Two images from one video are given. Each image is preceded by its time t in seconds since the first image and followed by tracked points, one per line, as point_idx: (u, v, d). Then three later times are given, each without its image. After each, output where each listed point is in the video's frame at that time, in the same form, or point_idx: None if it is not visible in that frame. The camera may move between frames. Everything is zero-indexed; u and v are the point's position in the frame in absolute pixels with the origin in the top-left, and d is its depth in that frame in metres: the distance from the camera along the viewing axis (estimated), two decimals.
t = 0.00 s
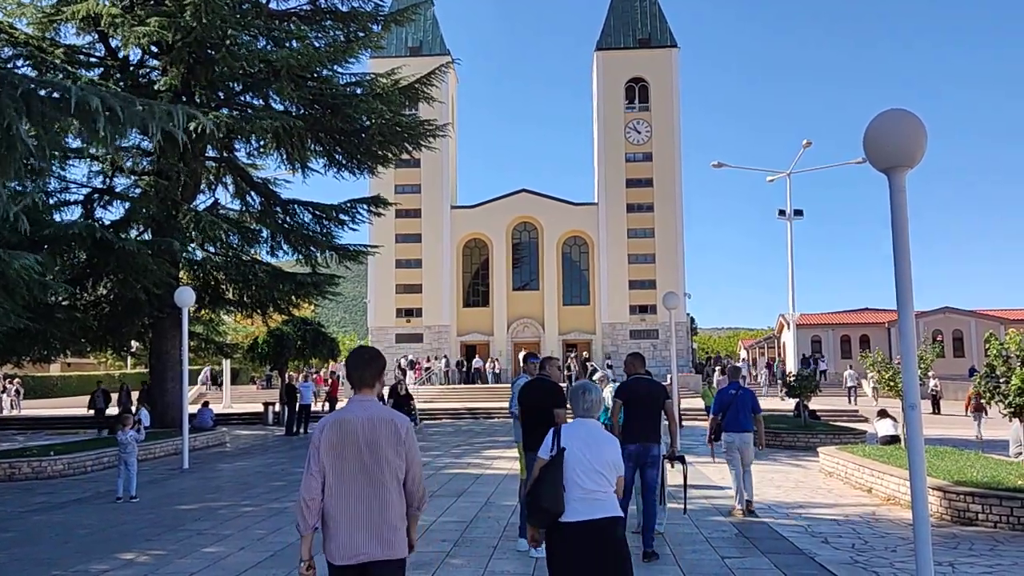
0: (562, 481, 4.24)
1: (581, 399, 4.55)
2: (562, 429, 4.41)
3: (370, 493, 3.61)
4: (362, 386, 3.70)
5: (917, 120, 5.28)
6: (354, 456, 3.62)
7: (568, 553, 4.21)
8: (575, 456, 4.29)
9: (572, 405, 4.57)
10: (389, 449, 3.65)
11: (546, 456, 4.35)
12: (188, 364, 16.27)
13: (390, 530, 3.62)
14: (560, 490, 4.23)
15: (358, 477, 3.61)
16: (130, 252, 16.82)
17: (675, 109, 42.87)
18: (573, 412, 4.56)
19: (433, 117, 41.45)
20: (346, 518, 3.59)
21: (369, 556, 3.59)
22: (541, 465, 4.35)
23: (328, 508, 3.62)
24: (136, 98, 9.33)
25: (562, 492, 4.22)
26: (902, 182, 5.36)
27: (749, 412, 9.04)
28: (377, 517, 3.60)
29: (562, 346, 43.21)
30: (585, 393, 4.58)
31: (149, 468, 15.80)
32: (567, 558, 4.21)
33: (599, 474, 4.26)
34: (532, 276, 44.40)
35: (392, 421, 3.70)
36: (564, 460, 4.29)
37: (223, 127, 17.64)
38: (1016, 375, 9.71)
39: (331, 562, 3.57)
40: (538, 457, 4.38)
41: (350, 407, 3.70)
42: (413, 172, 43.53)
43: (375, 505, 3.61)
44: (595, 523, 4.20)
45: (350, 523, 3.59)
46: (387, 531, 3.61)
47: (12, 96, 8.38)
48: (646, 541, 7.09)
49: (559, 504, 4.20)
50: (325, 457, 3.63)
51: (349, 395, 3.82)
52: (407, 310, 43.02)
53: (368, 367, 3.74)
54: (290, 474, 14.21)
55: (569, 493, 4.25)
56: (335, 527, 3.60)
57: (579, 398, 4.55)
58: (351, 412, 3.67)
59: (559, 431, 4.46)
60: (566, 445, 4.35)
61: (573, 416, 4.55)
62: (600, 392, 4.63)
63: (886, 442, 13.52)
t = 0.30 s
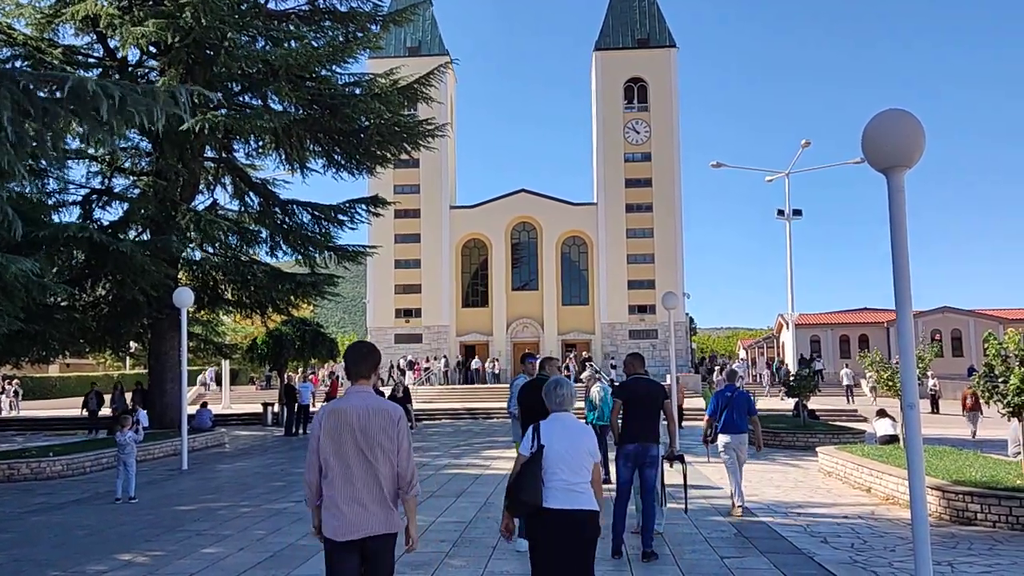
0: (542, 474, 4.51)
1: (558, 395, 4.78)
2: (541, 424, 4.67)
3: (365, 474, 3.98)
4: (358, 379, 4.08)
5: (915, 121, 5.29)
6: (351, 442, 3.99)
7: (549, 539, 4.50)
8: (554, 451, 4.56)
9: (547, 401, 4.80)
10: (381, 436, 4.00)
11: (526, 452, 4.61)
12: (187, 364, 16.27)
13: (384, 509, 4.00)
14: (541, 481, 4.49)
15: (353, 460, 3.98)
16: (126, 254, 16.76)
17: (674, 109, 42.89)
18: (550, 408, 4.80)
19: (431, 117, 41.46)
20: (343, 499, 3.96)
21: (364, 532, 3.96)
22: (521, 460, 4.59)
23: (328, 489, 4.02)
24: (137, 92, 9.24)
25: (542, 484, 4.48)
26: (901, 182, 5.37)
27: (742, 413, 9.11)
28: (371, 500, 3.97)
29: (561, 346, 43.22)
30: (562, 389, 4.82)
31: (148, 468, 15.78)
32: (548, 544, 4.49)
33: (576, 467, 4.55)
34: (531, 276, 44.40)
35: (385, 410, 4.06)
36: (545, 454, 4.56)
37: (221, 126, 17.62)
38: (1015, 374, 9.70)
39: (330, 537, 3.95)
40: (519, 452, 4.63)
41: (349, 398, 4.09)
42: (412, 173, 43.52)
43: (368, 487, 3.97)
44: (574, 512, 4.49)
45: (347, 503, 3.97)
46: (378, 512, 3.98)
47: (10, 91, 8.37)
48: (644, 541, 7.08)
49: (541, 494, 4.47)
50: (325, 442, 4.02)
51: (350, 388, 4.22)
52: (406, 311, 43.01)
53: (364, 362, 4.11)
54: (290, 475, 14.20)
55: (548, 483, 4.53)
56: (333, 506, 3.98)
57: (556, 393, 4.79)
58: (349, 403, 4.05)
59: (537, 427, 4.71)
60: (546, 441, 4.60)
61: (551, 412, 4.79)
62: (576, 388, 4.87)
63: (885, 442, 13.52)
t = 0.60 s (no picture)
0: (529, 468, 4.66)
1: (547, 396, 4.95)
2: (530, 424, 4.84)
3: (368, 474, 4.11)
4: (365, 383, 4.22)
5: (914, 121, 5.29)
6: (355, 443, 4.13)
7: (537, 531, 4.63)
8: (540, 447, 4.74)
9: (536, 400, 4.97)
10: (384, 439, 4.13)
11: (514, 449, 4.79)
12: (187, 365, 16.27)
13: (385, 509, 4.12)
14: (527, 473, 4.65)
15: (357, 461, 4.11)
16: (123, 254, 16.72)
17: (673, 109, 42.92)
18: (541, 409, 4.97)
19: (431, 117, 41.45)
20: (347, 496, 4.09)
21: (365, 529, 4.09)
22: (509, 456, 4.79)
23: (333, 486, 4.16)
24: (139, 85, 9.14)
25: (529, 478, 4.63)
26: (900, 182, 5.37)
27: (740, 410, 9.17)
28: (373, 498, 4.09)
29: (561, 346, 43.23)
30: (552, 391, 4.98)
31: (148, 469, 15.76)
32: (536, 537, 4.63)
33: (562, 463, 4.69)
34: (531, 277, 44.40)
35: (389, 415, 4.18)
36: (530, 449, 4.74)
37: (221, 126, 17.62)
38: (1015, 374, 9.70)
39: (334, 532, 4.09)
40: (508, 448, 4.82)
41: (356, 401, 4.23)
42: (411, 173, 43.52)
43: (372, 486, 4.10)
44: (561, 506, 4.61)
45: (351, 500, 4.09)
46: (380, 511, 4.10)
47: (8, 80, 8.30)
48: (644, 541, 7.07)
49: (528, 487, 4.61)
50: (332, 442, 4.17)
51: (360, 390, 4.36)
52: (406, 311, 43.00)
53: (370, 367, 4.23)
54: (290, 475, 14.18)
55: (536, 478, 4.67)
56: (337, 502, 4.12)
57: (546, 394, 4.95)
58: (355, 406, 4.19)
59: (526, 426, 4.89)
60: (533, 437, 4.78)
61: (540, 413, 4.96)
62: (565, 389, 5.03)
63: (885, 442, 13.52)
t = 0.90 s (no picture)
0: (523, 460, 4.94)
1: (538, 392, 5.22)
2: (523, 418, 5.10)
3: (370, 463, 4.60)
4: (366, 381, 4.69)
5: (914, 122, 5.30)
6: (358, 435, 4.61)
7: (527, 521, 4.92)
8: (534, 440, 5.01)
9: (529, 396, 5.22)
10: (384, 431, 4.62)
11: (509, 441, 5.06)
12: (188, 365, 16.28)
13: (385, 494, 4.60)
14: (521, 467, 4.92)
15: (360, 451, 4.59)
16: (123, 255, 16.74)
17: (673, 110, 42.94)
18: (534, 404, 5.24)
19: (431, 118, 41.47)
20: (350, 484, 4.57)
21: (368, 513, 4.58)
22: (505, 447, 5.05)
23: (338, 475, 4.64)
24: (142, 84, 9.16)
25: (523, 468, 4.91)
26: (900, 183, 5.37)
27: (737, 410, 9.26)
28: (373, 486, 4.57)
29: (561, 347, 43.25)
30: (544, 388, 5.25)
31: (147, 469, 15.77)
32: (528, 525, 4.92)
33: (554, 455, 4.97)
34: (531, 277, 44.41)
35: (388, 410, 4.67)
36: (525, 443, 5.00)
37: (220, 127, 17.63)
38: (1015, 375, 9.70)
39: (340, 517, 4.57)
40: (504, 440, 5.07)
41: (358, 397, 4.71)
42: (411, 174, 43.53)
43: (372, 476, 4.58)
44: (551, 496, 4.91)
45: (356, 487, 4.57)
46: (380, 497, 4.58)
47: (12, 82, 8.31)
48: (644, 543, 7.07)
49: (522, 477, 4.88)
50: (337, 436, 4.65)
51: (359, 389, 4.85)
52: (406, 312, 43.01)
53: (371, 367, 4.71)
54: (290, 476, 14.21)
55: (530, 469, 4.94)
56: (342, 490, 4.60)
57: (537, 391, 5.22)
58: (357, 402, 4.67)
59: (520, 421, 5.15)
60: (527, 431, 5.05)
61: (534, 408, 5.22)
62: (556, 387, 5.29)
63: (885, 443, 13.53)
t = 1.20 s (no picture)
0: (513, 461, 5.25)
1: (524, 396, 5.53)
2: (510, 421, 5.42)
3: (366, 460, 5.08)
4: (361, 386, 5.18)
5: (914, 122, 5.30)
6: (355, 435, 5.10)
7: (518, 517, 5.23)
8: (524, 442, 5.31)
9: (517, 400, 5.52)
10: (379, 430, 5.12)
11: (500, 443, 5.34)
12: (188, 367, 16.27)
13: (381, 487, 5.07)
14: (512, 467, 5.24)
15: (356, 448, 5.08)
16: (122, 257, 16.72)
17: (673, 111, 42.96)
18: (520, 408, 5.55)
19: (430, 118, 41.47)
20: (349, 479, 5.04)
21: (365, 505, 5.06)
22: (496, 449, 5.34)
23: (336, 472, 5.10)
24: (141, 86, 9.15)
25: (514, 468, 5.23)
26: (899, 184, 5.38)
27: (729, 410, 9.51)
28: (370, 480, 5.04)
29: (560, 348, 43.26)
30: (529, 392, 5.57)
31: (147, 470, 15.77)
32: (518, 522, 5.23)
33: (542, 456, 5.28)
34: (530, 278, 44.43)
35: (382, 409, 5.17)
36: (515, 445, 5.31)
37: (220, 129, 17.61)
38: (1014, 376, 9.71)
39: (340, 508, 5.05)
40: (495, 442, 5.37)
41: (354, 401, 5.20)
42: (411, 175, 43.53)
43: (368, 471, 5.06)
44: (540, 495, 5.23)
45: (355, 481, 5.05)
46: (376, 490, 5.06)
47: (11, 82, 8.29)
48: (643, 544, 7.08)
49: (513, 477, 5.20)
50: (335, 435, 5.12)
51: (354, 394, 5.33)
52: (405, 313, 43.02)
53: (365, 373, 5.19)
54: (289, 476, 14.22)
55: (519, 469, 5.26)
56: (341, 484, 5.07)
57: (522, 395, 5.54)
58: (353, 403, 5.16)
59: (509, 423, 5.44)
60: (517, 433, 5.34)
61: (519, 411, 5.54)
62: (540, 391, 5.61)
63: (884, 444, 13.55)
